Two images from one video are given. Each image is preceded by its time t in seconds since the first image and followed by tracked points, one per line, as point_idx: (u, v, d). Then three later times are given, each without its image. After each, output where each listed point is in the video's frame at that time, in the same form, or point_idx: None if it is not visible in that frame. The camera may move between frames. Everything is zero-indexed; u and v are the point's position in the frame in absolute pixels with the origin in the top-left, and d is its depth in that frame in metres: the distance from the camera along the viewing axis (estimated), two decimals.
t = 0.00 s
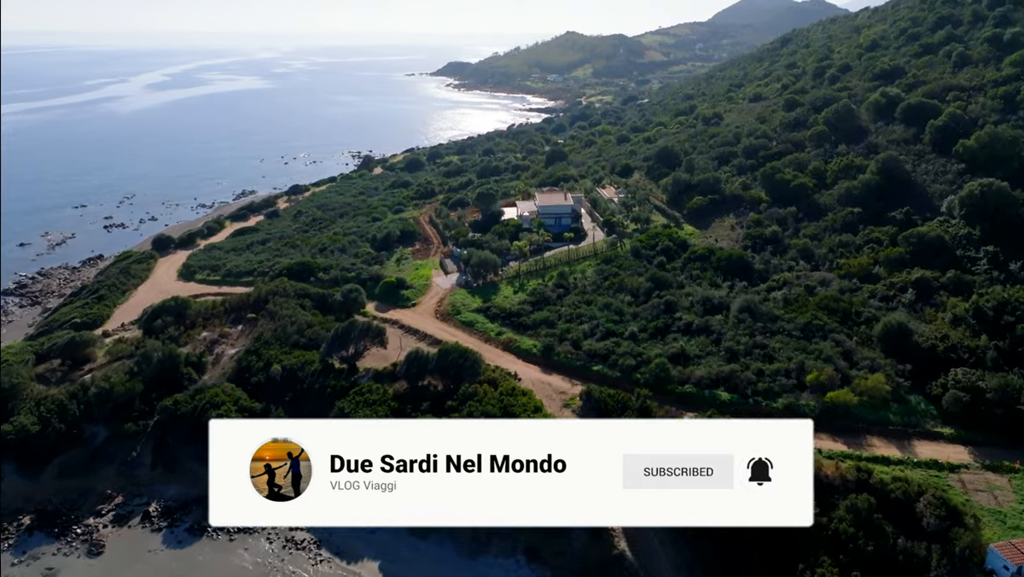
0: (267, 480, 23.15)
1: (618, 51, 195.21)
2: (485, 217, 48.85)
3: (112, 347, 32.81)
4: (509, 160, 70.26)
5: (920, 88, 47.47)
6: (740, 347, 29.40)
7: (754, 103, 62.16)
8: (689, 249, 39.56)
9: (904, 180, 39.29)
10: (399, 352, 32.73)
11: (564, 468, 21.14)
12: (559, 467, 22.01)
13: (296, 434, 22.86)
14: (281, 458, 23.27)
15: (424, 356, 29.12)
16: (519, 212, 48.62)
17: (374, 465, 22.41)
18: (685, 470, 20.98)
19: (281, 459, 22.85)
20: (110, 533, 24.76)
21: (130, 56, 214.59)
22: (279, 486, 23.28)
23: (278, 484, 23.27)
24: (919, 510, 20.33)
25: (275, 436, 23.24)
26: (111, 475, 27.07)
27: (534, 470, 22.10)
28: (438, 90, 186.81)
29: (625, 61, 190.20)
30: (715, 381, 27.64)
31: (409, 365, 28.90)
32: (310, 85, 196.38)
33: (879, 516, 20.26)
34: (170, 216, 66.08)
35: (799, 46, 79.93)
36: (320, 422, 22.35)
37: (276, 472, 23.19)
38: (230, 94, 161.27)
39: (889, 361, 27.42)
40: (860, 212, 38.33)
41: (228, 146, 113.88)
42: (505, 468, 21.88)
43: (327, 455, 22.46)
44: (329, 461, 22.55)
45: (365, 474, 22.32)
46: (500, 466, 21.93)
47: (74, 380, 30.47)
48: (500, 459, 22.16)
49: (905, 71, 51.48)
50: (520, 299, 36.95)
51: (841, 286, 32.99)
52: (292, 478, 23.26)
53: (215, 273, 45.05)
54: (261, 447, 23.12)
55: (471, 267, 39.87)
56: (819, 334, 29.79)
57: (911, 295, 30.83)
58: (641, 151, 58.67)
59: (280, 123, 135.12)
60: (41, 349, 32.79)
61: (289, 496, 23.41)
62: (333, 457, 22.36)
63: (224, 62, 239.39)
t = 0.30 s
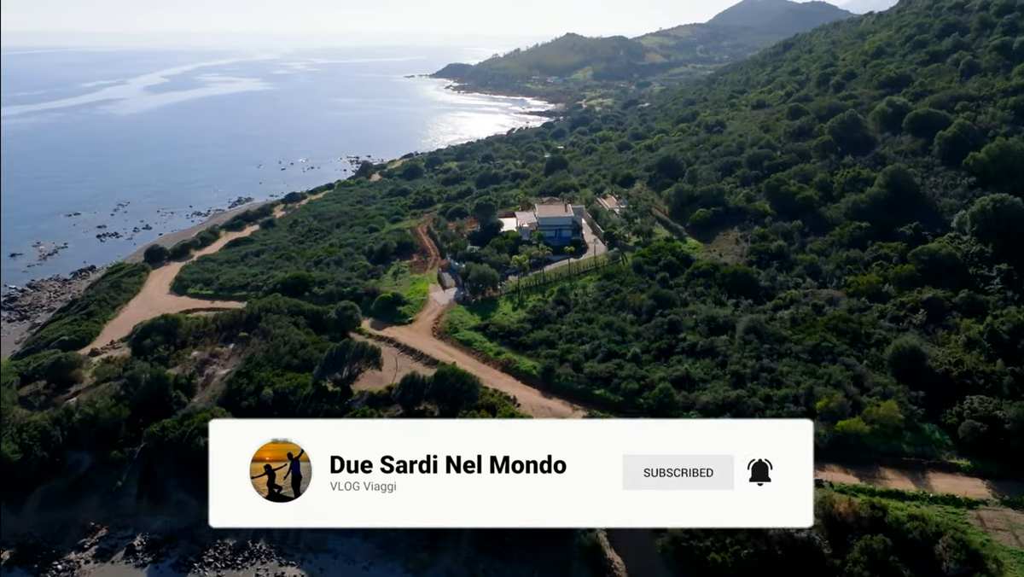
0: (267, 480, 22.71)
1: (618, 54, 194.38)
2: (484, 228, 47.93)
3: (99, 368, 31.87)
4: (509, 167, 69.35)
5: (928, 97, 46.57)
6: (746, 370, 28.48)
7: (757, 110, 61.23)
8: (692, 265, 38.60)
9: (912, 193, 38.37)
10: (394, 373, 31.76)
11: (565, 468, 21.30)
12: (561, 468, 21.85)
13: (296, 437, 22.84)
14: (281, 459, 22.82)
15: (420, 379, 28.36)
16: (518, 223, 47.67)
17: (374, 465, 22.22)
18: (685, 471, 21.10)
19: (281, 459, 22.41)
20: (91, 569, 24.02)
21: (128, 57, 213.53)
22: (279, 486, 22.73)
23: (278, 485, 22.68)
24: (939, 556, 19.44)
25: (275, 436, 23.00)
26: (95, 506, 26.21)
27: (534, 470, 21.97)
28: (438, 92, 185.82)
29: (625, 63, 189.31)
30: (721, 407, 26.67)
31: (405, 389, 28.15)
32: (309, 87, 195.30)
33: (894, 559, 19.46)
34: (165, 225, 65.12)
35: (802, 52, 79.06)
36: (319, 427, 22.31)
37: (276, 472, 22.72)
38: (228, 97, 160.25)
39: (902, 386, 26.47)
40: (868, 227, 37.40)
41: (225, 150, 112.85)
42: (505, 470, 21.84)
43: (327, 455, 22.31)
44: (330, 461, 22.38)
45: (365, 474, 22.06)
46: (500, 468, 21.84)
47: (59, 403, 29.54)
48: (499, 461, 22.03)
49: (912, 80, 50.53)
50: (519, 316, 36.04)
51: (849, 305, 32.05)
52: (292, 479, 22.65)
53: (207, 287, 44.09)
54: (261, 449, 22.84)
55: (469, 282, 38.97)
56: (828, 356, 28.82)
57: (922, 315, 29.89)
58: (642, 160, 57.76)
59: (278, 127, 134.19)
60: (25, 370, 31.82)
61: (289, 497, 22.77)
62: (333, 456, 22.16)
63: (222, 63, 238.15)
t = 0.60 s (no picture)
0: (267, 490, 21.76)
1: (618, 56, 193.55)
2: (482, 240, 47.08)
3: (87, 391, 30.96)
4: (508, 175, 68.49)
5: (936, 106, 45.65)
6: (753, 396, 27.57)
7: (760, 118, 60.32)
8: (696, 280, 37.68)
9: (921, 206, 37.48)
10: (390, 396, 30.84)
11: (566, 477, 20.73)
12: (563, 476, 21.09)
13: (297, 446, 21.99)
14: (281, 468, 21.89)
15: (416, 404, 27.86)
16: (518, 235, 46.77)
17: (374, 474, 21.69)
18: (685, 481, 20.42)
19: (281, 469, 21.56)
20: None
21: (126, 58, 212.34)
22: (279, 496, 21.74)
23: (278, 495, 21.66)
24: None
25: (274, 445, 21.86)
26: (79, 539, 25.52)
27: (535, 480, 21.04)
28: (437, 94, 184.88)
29: (625, 65, 188.44)
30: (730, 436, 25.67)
31: (400, 413, 27.71)
32: (308, 88, 194.30)
33: None
34: (159, 234, 64.15)
35: (805, 57, 78.19)
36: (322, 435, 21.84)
37: (276, 482, 21.69)
38: (226, 100, 159.26)
39: (914, 414, 25.55)
40: (877, 242, 36.50)
41: (223, 154, 111.84)
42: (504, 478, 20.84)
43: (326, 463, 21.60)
44: (330, 470, 21.67)
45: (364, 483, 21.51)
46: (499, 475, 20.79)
47: (43, 429, 28.61)
48: (500, 469, 21.04)
49: (918, 89, 49.60)
50: (519, 334, 35.17)
51: (859, 325, 31.12)
52: (293, 488, 21.71)
53: (200, 301, 43.18)
54: (260, 457, 21.86)
55: (468, 298, 38.09)
56: (838, 380, 27.86)
57: (934, 337, 28.96)
58: (644, 169, 56.88)
59: (277, 130, 133.25)
60: (10, 393, 30.89)
61: (288, 506, 21.83)
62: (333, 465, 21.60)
63: (221, 64, 236.99)
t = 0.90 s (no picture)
0: (266, 517, 19.34)
1: (618, 58, 192.58)
2: (482, 252, 46.23)
3: (72, 414, 30.03)
4: (508, 182, 67.62)
5: (944, 116, 44.75)
6: (760, 422, 26.65)
7: (763, 126, 59.39)
8: (700, 297, 36.78)
9: (931, 220, 36.53)
10: (386, 420, 29.95)
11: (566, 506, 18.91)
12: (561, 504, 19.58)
13: (299, 470, 19.42)
14: (281, 495, 19.39)
15: (412, 432, 26.74)
16: (517, 248, 45.83)
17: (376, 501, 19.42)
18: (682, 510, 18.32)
19: (281, 497, 19.18)
20: None
21: (124, 59, 211.48)
22: (279, 523, 19.28)
23: (278, 522, 19.22)
24: None
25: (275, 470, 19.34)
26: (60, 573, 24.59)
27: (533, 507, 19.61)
28: (437, 97, 184.04)
29: (625, 67, 187.52)
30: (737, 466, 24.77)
31: (395, 440, 26.75)
32: (307, 90, 193.54)
33: None
34: (154, 243, 63.30)
35: (809, 62, 77.29)
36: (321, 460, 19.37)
37: (276, 509, 19.23)
38: (226, 104, 158.59)
39: (929, 443, 24.59)
40: (885, 258, 35.58)
41: (221, 157, 110.99)
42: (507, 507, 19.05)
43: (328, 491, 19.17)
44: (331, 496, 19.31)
45: (364, 511, 19.18)
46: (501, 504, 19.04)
47: (26, 456, 27.69)
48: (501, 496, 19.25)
49: (926, 97, 48.65)
50: (518, 353, 34.27)
51: (867, 346, 30.20)
52: (293, 515, 19.22)
53: (193, 316, 42.27)
54: (260, 484, 19.35)
55: (466, 314, 37.20)
56: (849, 406, 26.93)
57: (947, 360, 28.04)
58: (646, 178, 56.03)
59: (275, 133, 132.41)
60: None
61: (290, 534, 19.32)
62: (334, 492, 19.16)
63: (221, 66, 236.32)
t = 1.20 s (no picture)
0: None
1: (619, 60, 191.66)
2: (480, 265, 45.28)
3: (58, 438, 29.18)
4: (507, 190, 66.71)
5: (952, 126, 43.80)
6: (767, 450, 25.76)
7: (767, 134, 58.50)
8: (704, 313, 35.88)
9: (940, 236, 35.60)
10: (381, 445, 29.10)
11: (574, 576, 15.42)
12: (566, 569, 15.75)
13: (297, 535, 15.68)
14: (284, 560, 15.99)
15: (408, 459, 25.35)
16: (516, 260, 45.05)
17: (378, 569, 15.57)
18: None
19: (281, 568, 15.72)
20: None
21: (123, 61, 210.43)
22: None
23: None
24: None
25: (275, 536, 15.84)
26: None
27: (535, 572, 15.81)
28: (437, 99, 183.13)
29: (625, 69, 186.59)
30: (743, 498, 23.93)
31: (390, 467, 25.36)
32: (306, 92, 192.63)
33: None
34: (148, 252, 62.40)
35: (812, 67, 76.35)
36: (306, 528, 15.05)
37: None
38: (224, 106, 157.71)
39: (944, 474, 23.68)
40: (894, 275, 34.66)
41: (218, 161, 110.06)
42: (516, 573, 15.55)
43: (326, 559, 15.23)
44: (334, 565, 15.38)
45: None
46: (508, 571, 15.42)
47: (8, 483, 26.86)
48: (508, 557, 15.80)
49: (933, 106, 47.75)
50: (517, 373, 33.34)
51: (877, 368, 29.29)
52: None
53: (185, 331, 41.35)
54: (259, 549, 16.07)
55: (464, 332, 36.29)
56: (859, 432, 26.03)
57: (961, 384, 27.12)
58: (647, 187, 55.13)
59: (273, 136, 131.45)
60: None
61: None
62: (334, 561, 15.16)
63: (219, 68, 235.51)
